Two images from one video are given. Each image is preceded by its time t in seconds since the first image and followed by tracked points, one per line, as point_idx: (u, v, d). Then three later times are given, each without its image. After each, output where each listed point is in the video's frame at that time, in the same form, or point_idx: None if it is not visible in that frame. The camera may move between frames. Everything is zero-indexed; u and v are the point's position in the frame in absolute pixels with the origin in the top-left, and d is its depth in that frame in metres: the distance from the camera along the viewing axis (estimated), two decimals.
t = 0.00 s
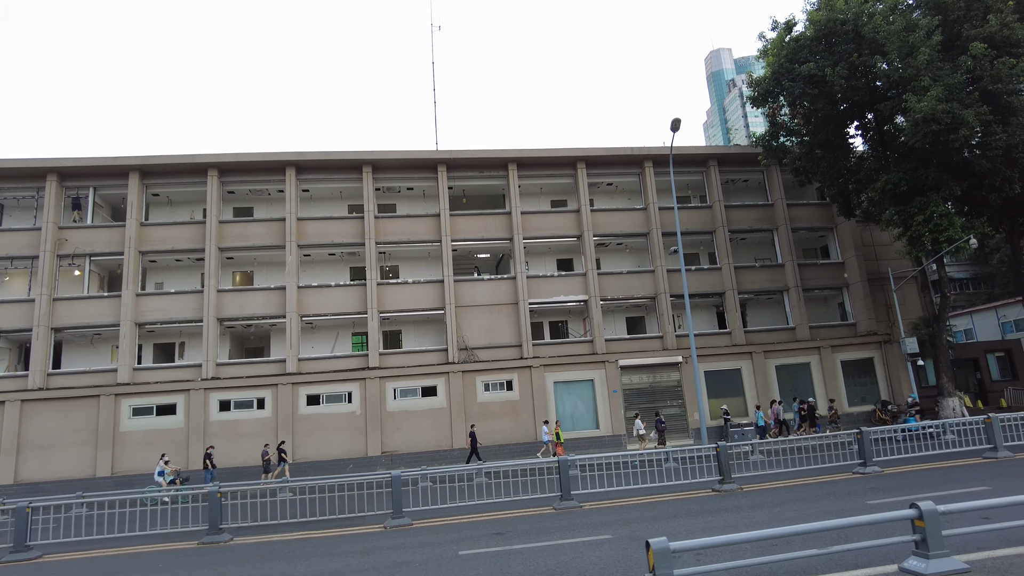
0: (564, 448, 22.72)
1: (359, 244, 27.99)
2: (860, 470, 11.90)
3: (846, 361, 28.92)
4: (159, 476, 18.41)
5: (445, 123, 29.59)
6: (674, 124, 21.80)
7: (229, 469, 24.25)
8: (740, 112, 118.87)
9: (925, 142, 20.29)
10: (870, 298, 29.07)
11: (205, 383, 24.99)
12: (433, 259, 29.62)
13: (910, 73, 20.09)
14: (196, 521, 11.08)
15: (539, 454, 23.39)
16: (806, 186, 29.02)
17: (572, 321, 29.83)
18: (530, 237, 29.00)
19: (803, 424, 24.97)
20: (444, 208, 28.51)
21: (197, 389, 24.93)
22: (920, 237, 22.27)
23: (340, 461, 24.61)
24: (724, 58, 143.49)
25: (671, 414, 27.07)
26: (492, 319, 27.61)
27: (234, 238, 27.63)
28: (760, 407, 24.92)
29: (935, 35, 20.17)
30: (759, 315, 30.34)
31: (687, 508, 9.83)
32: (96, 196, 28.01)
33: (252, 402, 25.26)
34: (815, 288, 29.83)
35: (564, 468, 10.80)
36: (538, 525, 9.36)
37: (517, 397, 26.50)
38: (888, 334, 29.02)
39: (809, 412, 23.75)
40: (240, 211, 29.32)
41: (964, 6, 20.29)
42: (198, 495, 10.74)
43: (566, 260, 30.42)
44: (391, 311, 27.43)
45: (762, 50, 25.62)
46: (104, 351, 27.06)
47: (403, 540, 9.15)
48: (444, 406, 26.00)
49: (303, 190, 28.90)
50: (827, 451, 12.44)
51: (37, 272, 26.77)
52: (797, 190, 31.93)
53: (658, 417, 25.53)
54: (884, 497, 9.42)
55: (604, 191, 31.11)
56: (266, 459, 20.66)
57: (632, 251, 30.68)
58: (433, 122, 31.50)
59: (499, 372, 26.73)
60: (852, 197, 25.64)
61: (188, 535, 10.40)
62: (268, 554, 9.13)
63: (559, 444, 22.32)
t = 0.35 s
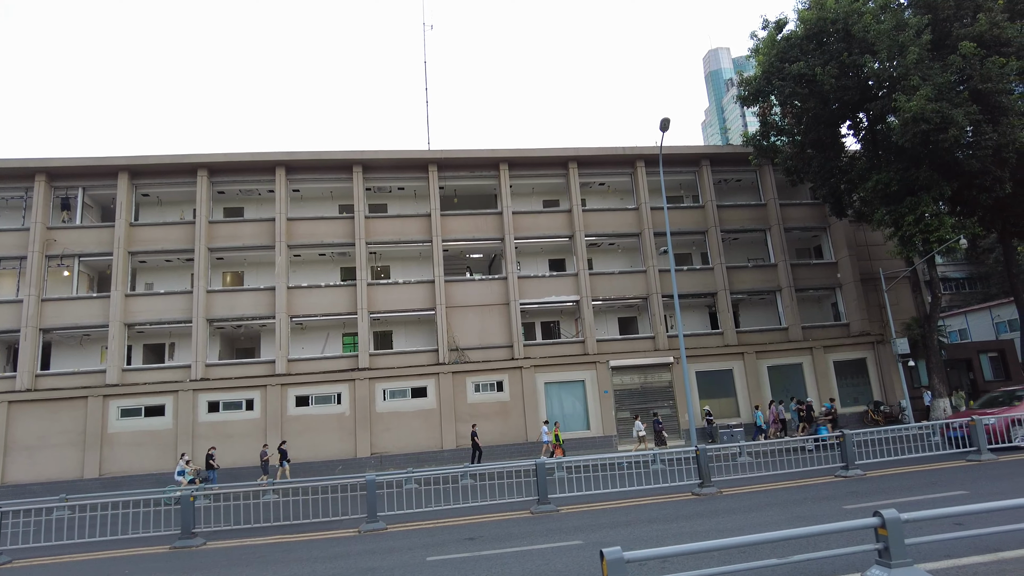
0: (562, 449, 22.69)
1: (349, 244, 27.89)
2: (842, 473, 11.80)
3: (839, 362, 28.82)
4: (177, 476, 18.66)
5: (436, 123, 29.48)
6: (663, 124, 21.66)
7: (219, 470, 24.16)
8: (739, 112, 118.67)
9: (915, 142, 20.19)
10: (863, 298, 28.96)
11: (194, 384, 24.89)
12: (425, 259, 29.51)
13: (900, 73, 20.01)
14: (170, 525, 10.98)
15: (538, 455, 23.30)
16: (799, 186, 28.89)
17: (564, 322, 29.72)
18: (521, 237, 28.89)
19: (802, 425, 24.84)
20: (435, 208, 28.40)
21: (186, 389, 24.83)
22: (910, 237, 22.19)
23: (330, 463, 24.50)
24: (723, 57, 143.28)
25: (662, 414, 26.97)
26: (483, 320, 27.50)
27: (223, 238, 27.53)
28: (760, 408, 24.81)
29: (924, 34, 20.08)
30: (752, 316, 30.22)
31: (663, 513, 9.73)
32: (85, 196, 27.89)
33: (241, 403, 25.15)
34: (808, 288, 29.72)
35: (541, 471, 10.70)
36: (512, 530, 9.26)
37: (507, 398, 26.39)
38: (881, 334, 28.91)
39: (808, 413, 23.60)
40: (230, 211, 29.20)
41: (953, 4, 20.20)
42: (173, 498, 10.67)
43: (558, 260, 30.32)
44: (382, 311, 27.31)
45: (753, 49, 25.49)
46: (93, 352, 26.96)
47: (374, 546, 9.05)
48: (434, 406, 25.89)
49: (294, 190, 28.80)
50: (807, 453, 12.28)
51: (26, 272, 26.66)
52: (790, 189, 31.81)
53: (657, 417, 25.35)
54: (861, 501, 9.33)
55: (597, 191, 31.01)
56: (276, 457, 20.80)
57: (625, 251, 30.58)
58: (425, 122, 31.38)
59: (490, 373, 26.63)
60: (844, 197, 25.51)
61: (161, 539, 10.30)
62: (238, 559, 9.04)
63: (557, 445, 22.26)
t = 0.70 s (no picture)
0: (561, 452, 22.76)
1: (340, 247, 27.84)
2: (823, 478, 11.73)
3: (831, 365, 28.76)
4: (198, 476, 18.94)
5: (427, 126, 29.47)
6: (652, 127, 21.63)
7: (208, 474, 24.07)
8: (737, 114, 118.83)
9: (903, 145, 20.20)
10: (855, 301, 28.92)
11: (183, 387, 24.83)
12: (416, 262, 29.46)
13: (888, 75, 20.03)
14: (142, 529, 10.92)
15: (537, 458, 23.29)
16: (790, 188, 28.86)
17: (555, 324, 29.65)
18: (512, 240, 28.85)
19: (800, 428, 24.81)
20: (426, 211, 28.34)
21: (174, 392, 24.76)
22: (900, 239, 22.16)
23: (319, 466, 24.44)
24: (721, 60, 143.58)
25: (653, 417, 26.93)
26: (474, 322, 27.44)
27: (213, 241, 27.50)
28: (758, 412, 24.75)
29: (912, 37, 20.13)
30: (744, 318, 30.16)
31: (638, 518, 9.67)
32: (76, 199, 27.83)
33: (230, 406, 25.08)
34: (800, 291, 29.67)
35: (518, 475, 10.63)
36: (484, 534, 9.22)
37: (497, 401, 26.33)
38: (873, 337, 28.86)
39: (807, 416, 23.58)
40: (221, 214, 29.16)
41: (941, 7, 20.25)
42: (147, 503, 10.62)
43: (550, 263, 30.27)
44: (372, 314, 27.24)
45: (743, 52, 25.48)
46: (82, 355, 26.87)
47: (345, 551, 9.01)
48: (423, 410, 25.82)
49: (285, 193, 28.77)
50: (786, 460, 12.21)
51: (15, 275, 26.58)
52: (782, 192, 31.78)
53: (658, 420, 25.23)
54: (837, 506, 9.27)
55: (588, 194, 30.99)
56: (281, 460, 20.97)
57: (617, 254, 30.55)
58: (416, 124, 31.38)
59: (480, 376, 26.57)
60: (834, 200, 25.43)
61: (134, 544, 10.24)
62: (208, 565, 8.98)
63: (557, 449, 22.30)
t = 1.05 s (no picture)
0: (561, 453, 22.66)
1: (331, 248, 27.78)
2: (805, 480, 11.67)
3: (823, 366, 28.70)
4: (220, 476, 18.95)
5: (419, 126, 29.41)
6: (641, 128, 21.57)
7: (197, 475, 24.01)
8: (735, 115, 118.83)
9: (893, 145, 20.14)
10: (848, 302, 28.87)
11: (173, 388, 24.76)
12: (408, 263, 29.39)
13: (878, 75, 19.99)
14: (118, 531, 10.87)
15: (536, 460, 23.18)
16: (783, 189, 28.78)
17: (548, 325, 29.57)
18: (504, 241, 28.79)
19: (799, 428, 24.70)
20: (418, 211, 28.27)
21: (164, 393, 24.69)
22: (891, 240, 22.09)
23: (309, 467, 24.37)
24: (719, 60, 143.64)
25: (645, 418, 26.87)
26: (465, 323, 27.37)
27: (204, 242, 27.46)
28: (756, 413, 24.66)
29: (902, 37, 20.11)
30: (737, 319, 30.08)
31: (614, 520, 9.61)
32: (66, 199, 27.76)
33: (220, 407, 25.03)
34: (794, 292, 29.60)
35: (496, 477, 10.57)
36: (458, 537, 9.17)
37: (488, 403, 26.26)
38: (866, 338, 28.79)
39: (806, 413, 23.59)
40: (212, 214, 29.10)
41: (931, 7, 20.23)
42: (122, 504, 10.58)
43: (542, 264, 30.21)
44: (363, 315, 27.17)
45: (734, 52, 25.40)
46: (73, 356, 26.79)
47: (317, 554, 8.97)
48: (414, 411, 25.75)
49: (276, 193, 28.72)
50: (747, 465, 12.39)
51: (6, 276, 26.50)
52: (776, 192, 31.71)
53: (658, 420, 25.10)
54: (814, 509, 9.21)
55: (581, 194, 30.94)
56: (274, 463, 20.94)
57: (609, 254, 30.50)
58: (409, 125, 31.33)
59: (471, 377, 26.50)
60: (825, 200, 25.33)
61: (108, 546, 10.19)
62: (180, 567, 8.94)
63: (556, 449, 22.20)
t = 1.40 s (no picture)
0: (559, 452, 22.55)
1: (321, 247, 27.64)
2: (786, 483, 11.55)
3: (816, 365, 28.58)
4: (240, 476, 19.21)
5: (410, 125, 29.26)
6: (630, 127, 21.46)
7: (185, 475, 23.92)
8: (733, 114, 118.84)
9: (883, 144, 20.02)
10: (842, 301, 28.74)
11: (162, 388, 24.65)
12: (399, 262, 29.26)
13: (868, 73, 19.87)
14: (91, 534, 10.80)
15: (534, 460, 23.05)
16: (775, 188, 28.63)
17: (540, 325, 29.45)
18: (496, 240, 28.66)
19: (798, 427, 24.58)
20: (409, 210, 28.11)
21: (153, 393, 24.58)
22: (882, 239, 21.96)
23: (298, 468, 24.28)
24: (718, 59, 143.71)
25: (636, 418, 26.77)
26: (456, 323, 27.24)
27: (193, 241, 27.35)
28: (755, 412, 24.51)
29: (891, 35, 20.01)
30: (730, 319, 29.96)
31: (590, 524, 9.50)
32: (55, 198, 27.62)
33: (208, 407, 24.94)
34: (787, 291, 29.46)
35: (472, 479, 10.46)
36: (431, 541, 9.06)
37: (478, 403, 26.15)
38: (859, 338, 28.67)
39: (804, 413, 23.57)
40: (202, 213, 28.97)
41: (921, 5, 20.14)
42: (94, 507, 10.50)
43: (534, 263, 30.09)
44: (353, 315, 27.04)
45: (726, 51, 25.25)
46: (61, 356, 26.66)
47: (287, 557, 8.88)
48: (404, 411, 25.64)
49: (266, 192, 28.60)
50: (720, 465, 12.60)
51: None
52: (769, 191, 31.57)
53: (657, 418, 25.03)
54: (791, 512, 9.08)
55: (573, 193, 30.82)
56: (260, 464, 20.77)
57: (602, 254, 30.39)
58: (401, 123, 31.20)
59: (462, 377, 26.38)
60: (817, 200, 25.19)
61: (80, 551, 10.11)
62: (147, 571, 8.84)
63: (554, 449, 22.07)
